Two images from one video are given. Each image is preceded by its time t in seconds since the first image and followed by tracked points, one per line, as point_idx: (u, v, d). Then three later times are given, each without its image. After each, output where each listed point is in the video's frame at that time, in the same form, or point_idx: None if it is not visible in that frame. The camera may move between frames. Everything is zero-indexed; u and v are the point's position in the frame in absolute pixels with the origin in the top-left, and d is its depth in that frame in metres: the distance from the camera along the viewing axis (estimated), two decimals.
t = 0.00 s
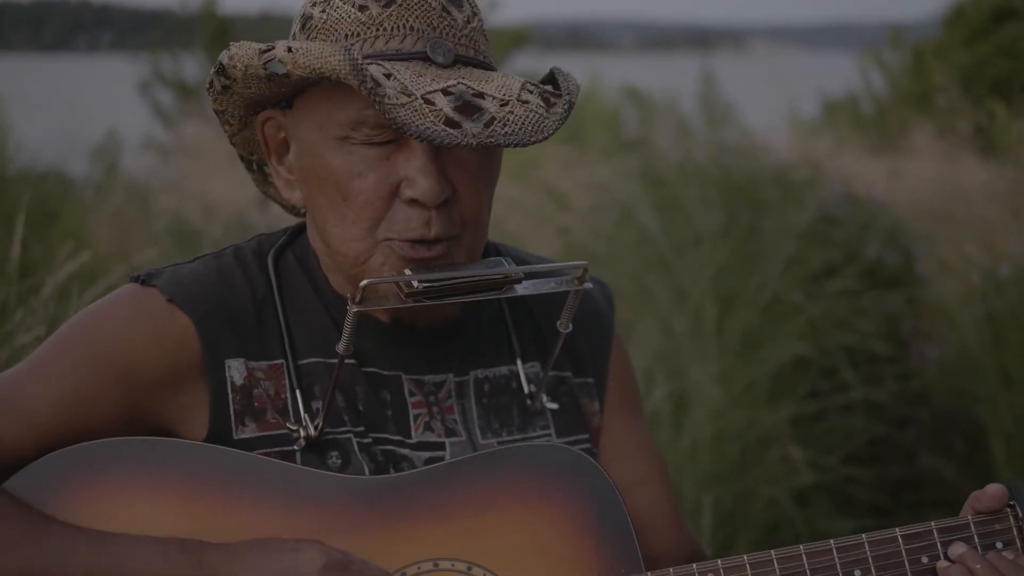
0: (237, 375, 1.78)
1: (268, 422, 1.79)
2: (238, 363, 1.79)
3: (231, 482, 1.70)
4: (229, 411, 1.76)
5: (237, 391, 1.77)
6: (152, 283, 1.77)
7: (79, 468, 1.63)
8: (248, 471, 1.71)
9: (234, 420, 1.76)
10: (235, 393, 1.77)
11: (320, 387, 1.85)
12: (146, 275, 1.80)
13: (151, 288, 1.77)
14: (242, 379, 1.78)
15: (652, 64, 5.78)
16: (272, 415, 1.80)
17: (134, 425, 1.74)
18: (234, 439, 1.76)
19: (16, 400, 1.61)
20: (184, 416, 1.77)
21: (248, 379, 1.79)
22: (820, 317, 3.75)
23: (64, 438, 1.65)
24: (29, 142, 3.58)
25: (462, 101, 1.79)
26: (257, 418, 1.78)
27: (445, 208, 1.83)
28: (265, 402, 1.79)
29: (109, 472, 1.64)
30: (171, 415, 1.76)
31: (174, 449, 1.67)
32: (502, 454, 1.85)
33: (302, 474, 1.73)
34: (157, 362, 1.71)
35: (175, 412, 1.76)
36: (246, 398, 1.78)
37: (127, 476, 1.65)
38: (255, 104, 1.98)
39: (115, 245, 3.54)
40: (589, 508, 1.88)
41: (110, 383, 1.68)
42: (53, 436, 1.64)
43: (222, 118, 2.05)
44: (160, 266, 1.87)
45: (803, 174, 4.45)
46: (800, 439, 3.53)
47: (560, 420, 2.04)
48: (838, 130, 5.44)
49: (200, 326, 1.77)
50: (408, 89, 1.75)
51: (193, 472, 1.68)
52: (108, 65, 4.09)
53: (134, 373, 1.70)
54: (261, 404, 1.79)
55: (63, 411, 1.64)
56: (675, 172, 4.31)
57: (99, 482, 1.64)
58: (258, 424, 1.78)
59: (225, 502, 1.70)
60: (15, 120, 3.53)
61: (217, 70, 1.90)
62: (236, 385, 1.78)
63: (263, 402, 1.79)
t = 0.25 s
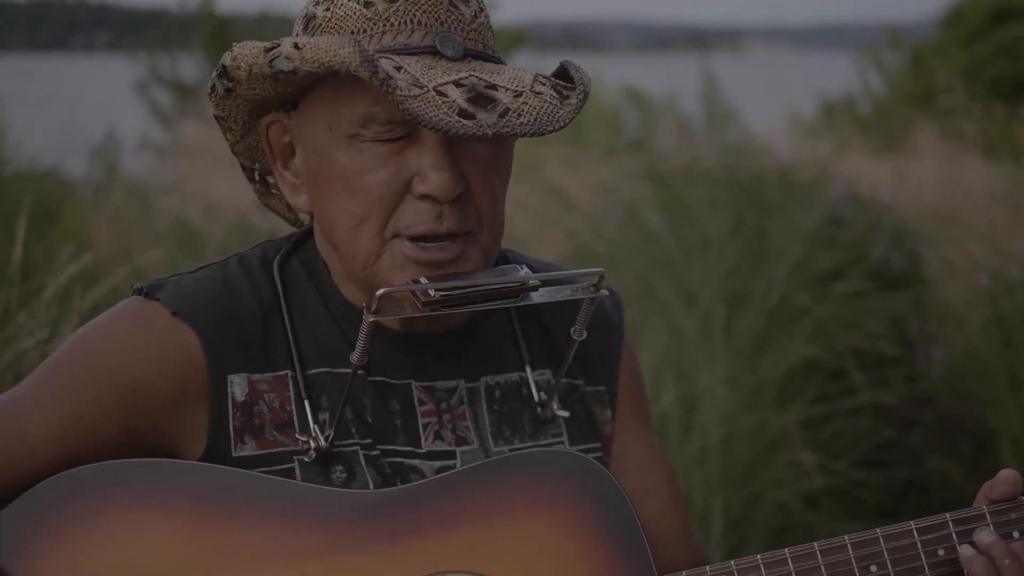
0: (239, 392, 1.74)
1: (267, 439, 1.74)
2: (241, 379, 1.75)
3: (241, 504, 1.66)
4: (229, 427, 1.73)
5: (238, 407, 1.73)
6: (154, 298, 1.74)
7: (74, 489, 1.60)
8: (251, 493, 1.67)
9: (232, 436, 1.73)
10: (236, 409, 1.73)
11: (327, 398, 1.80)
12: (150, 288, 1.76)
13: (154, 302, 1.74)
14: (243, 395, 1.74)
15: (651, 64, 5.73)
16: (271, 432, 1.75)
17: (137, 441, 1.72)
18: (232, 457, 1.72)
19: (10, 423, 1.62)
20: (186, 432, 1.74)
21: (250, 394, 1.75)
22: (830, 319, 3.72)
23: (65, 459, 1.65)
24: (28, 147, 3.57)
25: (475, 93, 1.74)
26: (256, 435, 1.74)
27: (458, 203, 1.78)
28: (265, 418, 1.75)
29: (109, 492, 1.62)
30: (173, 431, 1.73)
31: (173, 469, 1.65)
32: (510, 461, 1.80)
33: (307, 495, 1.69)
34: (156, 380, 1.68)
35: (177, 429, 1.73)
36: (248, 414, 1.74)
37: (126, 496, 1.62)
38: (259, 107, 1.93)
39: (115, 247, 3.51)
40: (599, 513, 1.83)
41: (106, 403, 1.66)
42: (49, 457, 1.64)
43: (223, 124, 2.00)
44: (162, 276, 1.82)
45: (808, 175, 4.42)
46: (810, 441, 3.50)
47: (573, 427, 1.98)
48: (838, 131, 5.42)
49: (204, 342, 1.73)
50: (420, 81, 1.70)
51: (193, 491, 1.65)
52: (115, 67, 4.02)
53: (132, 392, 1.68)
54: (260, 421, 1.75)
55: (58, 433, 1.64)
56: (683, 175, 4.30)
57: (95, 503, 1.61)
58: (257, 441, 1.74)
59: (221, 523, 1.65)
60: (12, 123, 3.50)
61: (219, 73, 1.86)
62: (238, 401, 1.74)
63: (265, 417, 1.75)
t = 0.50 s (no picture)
0: (250, 412, 1.70)
1: (285, 457, 1.71)
2: (248, 399, 1.71)
3: (261, 523, 1.64)
4: (244, 448, 1.69)
5: (251, 428, 1.69)
6: (152, 321, 1.72)
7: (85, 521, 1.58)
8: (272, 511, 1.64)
9: (248, 458, 1.69)
10: (250, 430, 1.69)
11: (334, 417, 1.76)
12: (147, 313, 1.74)
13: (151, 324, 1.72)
14: (254, 415, 1.70)
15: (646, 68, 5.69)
16: (288, 450, 1.71)
17: (144, 466, 1.69)
18: (250, 478, 1.69)
19: (13, 455, 1.60)
20: (194, 456, 1.71)
21: (261, 414, 1.71)
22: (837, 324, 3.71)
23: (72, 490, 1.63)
24: (26, 155, 3.53)
25: (447, 62, 1.71)
26: (272, 454, 1.70)
27: (445, 184, 1.74)
28: (280, 437, 1.71)
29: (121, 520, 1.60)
30: (180, 455, 1.70)
31: (187, 492, 1.62)
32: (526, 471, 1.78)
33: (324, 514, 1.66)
34: (159, 405, 1.65)
35: (184, 453, 1.70)
36: (261, 434, 1.70)
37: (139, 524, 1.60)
38: (240, 124, 1.92)
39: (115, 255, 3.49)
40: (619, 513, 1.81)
41: (110, 430, 1.64)
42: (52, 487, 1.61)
43: (210, 147, 2.00)
44: (162, 302, 1.81)
45: (811, 179, 4.39)
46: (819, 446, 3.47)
47: (587, 439, 1.94)
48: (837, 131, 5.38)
49: (206, 366, 1.69)
50: (387, 54, 1.68)
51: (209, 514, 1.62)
52: (108, 73, 4.01)
53: (136, 417, 1.65)
54: (276, 439, 1.71)
55: (62, 462, 1.62)
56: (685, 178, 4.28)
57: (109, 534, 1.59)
58: (274, 461, 1.70)
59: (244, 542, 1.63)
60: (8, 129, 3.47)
61: (194, 90, 1.87)
62: (250, 421, 1.70)
63: (278, 437, 1.71)
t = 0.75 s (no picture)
0: (255, 433, 1.67)
1: (288, 481, 1.67)
2: (256, 420, 1.68)
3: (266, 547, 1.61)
4: (245, 473, 1.65)
5: (255, 450, 1.66)
6: (160, 338, 1.68)
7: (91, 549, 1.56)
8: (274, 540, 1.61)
9: (251, 481, 1.65)
10: (253, 451, 1.66)
11: (348, 433, 1.72)
12: (155, 329, 1.70)
13: (160, 342, 1.68)
14: (260, 437, 1.67)
15: (646, 70, 5.68)
16: (292, 472, 1.68)
17: (151, 490, 1.66)
18: (252, 501, 1.66)
19: (18, 475, 1.58)
20: (202, 478, 1.67)
21: (267, 435, 1.68)
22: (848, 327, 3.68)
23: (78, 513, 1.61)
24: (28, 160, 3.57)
25: (464, 81, 1.66)
26: (275, 478, 1.67)
27: (462, 205, 1.69)
28: (284, 459, 1.68)
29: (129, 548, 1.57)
30: (187, 478, 1.67)
31: (193, 517, 1.60)
32: (535, 489, 1.75)
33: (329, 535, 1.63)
34: (166, 430, 1.62)
35: (191, 475, 1.67)
36: (265, 456, 1.67)
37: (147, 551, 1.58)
38: (250, 136, 1.88)
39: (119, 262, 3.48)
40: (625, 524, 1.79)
41: (115, 455, 1.61)
42: (57, 513, 1.59)
43: (219, 157, 1.96)
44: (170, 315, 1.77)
45: (818, 180, 4.37)
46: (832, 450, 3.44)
47: (605, 449, 1.91)
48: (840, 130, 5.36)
49: (217, 382, 1.66)
50: (403, 73, 1.62)
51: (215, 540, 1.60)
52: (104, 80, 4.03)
53: (143, 441, 1.62)
54: (278, 462, 1.67)
55: (66, 487, 1.59)
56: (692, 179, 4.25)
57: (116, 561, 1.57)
58: (277, 484, 1.66)
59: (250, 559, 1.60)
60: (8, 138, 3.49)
61: (202, 103, 1.82)
62: (253, 443, 1.66)
63: (284, 458, 1.68)
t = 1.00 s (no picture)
0: (268, 430, 1.66)
1: (304, 476, 1.66)
2: (267, 416, 1.66)
3: (282, 543, 1.60)
4: (262, 469, 1.64)
5: (269, 446, 1.65)
6: (165, 337, 1.67)
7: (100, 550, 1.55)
8: (290, 535, 1.60)
9: (267, 476, 1.65)
10: (268, 448, 1.65)
11: (354, 432, 1.71)
12: (160, 328, 1.69)
13: (165, 340, 1.67)
14: (272, 433, 1.66)
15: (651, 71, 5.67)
16: (307, 468, 1.67)
17: (164, 482, 1.66)
18: (269, 497, 1.65)
19: (24, 474, 1.57)
20: (215, 473, 1.67)
21: (279, 432, 1.67)
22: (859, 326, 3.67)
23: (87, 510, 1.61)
24: (35, 160, 3.58)
25: (466, 89, 1.64)
26: (291, 473, 1.66)
27: (465, 211, 1.68)
28: (299, 455, 1.67)
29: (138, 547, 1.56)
30: (199, 471, 1.67)
31: (203, 514, 1.59)
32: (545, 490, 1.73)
33: (345, 531, 1.62)
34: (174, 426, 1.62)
35: (205, 470, 1.67)
36: (279, 453, 1.66)
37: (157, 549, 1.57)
38: (256, 133, 1.87)
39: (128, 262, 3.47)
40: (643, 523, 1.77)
41: (125, 451, 1.60)
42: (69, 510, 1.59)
43: (225, 152, 1.94)
44: (175, 313, 1.76)
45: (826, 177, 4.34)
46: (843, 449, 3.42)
47: (614, 449, 1.89)
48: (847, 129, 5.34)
49: (224, 382, 1.65)
50: (405, 81, 1.61)
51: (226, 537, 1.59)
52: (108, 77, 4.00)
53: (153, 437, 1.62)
54: (294, 457, 1.66)
55: (76, 486, 1.59)
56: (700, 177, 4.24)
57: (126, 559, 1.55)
58: (293, 479, 1.66)
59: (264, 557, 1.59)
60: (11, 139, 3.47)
61: (205, 100, 1.80)
62: (268, 439, 1.65)
63: (297, 455, 1.67)
